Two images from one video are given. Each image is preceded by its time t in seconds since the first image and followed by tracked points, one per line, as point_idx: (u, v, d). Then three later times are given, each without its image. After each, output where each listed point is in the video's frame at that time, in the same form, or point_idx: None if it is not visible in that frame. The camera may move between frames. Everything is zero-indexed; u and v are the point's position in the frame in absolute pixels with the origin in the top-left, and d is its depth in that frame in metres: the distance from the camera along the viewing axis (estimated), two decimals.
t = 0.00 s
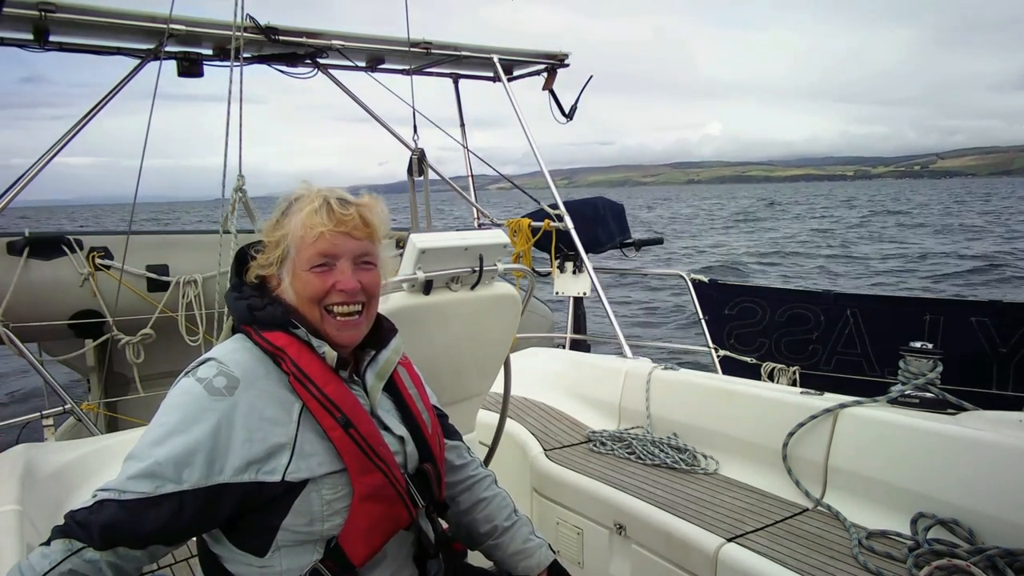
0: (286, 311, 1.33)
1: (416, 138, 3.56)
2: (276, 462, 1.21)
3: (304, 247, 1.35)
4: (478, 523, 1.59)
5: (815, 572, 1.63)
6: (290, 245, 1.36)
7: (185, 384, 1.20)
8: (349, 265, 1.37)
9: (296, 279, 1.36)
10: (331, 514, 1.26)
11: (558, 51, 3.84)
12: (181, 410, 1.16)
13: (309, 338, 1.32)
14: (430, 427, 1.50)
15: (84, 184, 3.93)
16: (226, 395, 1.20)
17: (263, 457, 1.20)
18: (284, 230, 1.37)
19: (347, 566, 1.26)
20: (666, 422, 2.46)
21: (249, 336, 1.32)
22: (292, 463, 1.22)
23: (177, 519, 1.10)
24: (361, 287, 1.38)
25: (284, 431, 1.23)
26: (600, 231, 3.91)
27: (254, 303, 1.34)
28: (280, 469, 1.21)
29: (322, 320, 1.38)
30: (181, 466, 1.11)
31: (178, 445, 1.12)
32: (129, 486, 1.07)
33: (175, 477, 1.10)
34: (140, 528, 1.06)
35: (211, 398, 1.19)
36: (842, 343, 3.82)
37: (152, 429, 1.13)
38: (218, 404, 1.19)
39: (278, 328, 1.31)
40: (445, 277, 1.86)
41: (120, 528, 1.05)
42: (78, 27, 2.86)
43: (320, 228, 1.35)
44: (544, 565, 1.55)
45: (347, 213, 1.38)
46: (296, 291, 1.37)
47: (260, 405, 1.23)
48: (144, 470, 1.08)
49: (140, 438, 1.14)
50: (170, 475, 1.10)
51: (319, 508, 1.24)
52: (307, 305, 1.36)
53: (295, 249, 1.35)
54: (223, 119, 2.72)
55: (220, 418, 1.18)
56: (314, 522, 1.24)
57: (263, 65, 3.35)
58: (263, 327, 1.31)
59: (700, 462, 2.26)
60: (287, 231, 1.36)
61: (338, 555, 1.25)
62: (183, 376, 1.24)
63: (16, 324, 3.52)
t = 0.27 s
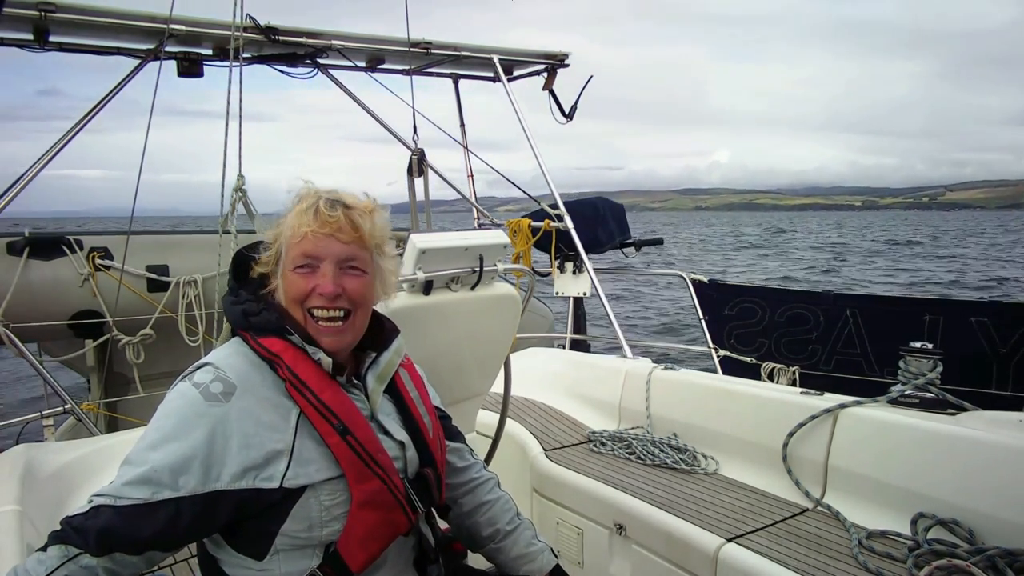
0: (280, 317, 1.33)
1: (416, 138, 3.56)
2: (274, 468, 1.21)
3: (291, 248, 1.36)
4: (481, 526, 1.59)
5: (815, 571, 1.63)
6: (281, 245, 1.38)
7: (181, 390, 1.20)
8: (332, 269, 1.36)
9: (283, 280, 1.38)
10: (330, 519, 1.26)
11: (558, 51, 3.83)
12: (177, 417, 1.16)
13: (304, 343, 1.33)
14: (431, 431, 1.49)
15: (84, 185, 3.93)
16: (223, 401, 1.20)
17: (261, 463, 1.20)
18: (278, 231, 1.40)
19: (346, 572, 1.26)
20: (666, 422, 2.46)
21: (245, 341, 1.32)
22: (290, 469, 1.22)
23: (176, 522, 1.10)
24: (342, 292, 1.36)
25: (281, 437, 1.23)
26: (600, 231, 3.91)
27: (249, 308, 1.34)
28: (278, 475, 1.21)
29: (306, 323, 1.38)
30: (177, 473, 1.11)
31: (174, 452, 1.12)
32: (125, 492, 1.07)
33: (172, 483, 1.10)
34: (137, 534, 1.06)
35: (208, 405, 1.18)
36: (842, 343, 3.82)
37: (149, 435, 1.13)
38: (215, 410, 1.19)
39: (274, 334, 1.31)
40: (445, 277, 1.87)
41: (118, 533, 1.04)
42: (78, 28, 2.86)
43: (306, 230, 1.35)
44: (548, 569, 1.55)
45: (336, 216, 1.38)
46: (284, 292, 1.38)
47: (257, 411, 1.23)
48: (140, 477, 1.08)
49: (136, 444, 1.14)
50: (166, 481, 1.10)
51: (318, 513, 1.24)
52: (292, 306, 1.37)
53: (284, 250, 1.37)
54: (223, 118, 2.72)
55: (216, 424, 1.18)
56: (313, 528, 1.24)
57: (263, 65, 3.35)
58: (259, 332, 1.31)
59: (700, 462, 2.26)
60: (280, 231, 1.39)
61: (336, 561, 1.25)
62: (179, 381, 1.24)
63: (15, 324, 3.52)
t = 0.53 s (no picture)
0: (282, 319, 1.33)
1: (416, 138, 3.56)
2: (275, 471, 1.21)
3: (297, 250, 1.37)
4: (482, 527, 1.59)
5: (815, 572, 1.63)
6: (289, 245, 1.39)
7: (182, 392, 1.20)
8: (338, 272, 1.37)
9: (289, 280, 1.38)
10: (332, 522, 1.26)
11: (558, 51, 3.83)
12: (178, 419, 1.15)
13: (306, 346, 1.33)
14: (433, 433, 1.50)
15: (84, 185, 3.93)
16: (224, 403, 1.20)
17: (262, 466, 1.20)
18: (286, 230, 1.40)
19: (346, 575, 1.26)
20: (667, 422, 2.46)
21: (247, 343, 1.32)
22: (291, 472, 1.22)
23: (176, 524, 1.10)
24: (347, 296, 1.36)
25: (282, 439, 1.23)
26: (600, 231, 3.91)
27: (250, 310, 1.35)
28: (280, 478, 1.21)
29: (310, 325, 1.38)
30: (178, 475, 1.11)
31: (175, 454, 1.11)
32: (126, 495, 1.06)
33: (172, 486, 1.10)
34: (138, 536, 1.06)
35: (209, 407, 1.18)
36: (842, 343, 3.82)
37: (149, 437, 1.13)
38: (216, 412, 1.19)
39: (275, 336, 1.31)
40: (445, 277, 1.87)
41: (118, 535, 1.04)
42: (78, 27, 2.86)
43: (313, 231, 1.35)
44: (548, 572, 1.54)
45: (344, 218, 1.38)
46: (289, 292, 1.38)
47: (258, 414, 1.23)
48: (140, 480, 1.08)
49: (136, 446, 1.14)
50: (167, 484, 1.09)
51: (318, 515, 1.25)
52: (295, 307, 1.37)
53: (291, 251, 1.37)
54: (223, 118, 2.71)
55: (217, 426, 1.17)
56: (313, 530, 1.24)
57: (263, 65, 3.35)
58: (260, 334, 1.32)
59: (700, 462, 2.26)
60: (288, 231, 1.39)
61: (337, 563, 1.25)
62: (180, 383, 1.24)
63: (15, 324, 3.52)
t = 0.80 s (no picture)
0: (282, 320, 1.33)
1: (416, 138, 3.56)
2: (275, 471, 1.21)
3: (297, 250, 1.37)
4: (482, 528, 1.59)
5: (815, 571, 1.63)
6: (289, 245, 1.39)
7: (181, 392, 1.20)
8: (339, 272, 1.37)
9: (290, 280, 1.38)
10: (331, 522, 1.26)
11: (558, 51, 3.83)
12: (177, 419, 1.15)
13: (306, 346, 1.33)
14: (432, 433, 1.49)
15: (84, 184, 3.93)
16: (223, 404, 1.20)
17: (262, 466, 1.20)
18: (287, 230, 1.40)
19: None
20: (667, 422, 2.46)
21: (246, 344, 1.33)
22: (290, 472, 1.22)
23: (176, 524, 1.09)
24: (347, 296, 1.36)
25: (282, 440, 1.23)
26: (600, 231, 3.91)
27: (250, 311, 1.35)
28: (279, 479, 1.21)
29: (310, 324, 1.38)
30: (177, 476, 1.11)
31: (174, 455, 1.11)
32: (126, 496, 1.06)
33: (172, 486, 1.10)
34: (137, 537, 1.05)
35: (209, 408, 1.18)
36: (842, 343, 3.82)
37: (148, 438, 1.13)
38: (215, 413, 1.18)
39: (275, 337, 1.31)
40: (445, 277, 1.87)
41: (117, 536, 1.04)
42: (78, 28, 2.86)
43: (314, 231, 1.35)
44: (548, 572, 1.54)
45: (345, 218, 1.38)
46: (289, 292, 1.38)
47: (257, 414, 1.23)
48: (140, 480, 1.08)
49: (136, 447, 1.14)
50: (167, 485, 1.09)
51: (318, 516, 1.25)
52: (296, 307, 1.37)
53: (292, 250, 1.37)
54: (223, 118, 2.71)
55: (217, 426, 1.17)
56: (313, 530, 1.24)
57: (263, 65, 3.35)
58: (260, 335, 1.32)
59: (700, 462, 2.26)
60: (289, 231, 1.39)
61: (335, 563, 1.25)
62: (179, 384, 1.24)
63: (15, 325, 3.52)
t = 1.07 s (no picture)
0: (282, 319, 1.33)
1: (416, 138, 3.56)
2: (274, 470, 1.21)
3: (299, 249, 1.37)
4: (481, 527, 1.59)
5: (815, 572, 1.63)
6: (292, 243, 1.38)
7: (181, 391, 1.20)
8: (341, 271, 1.37)
9: (292, 279, 1.38)
10: (331, 520, 1.26)
11: (558, 51, 3.83)
12: (177, 418, 1.15)
13: (306, 345, 1.33)
14: (432, 432, 1.50)
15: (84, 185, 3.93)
16: (223, 403, 1.20)
17: (262, 465, 1.20)
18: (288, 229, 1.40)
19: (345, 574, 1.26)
20: (666, 422, 2.47)
21: (247, 343, 1.33)
22: (290, 471, 1.22)
23: (176, 523, 1.09)
24: (349, 295, 1.37)
25: (282, 439, 1.23)
26: (600, 231, 3.91)
27: (250, 310, 1.35)
28: (279, 477, 1.21)
29: (312, 323, 1.38)
30: (178, 475, 1.10)
31: (175, 453, 1.11)
32: (126, 494, 1.06)
33: (172, 485, 1.10)
34: (137, 536, 1.05)
35: (209, 407, 1.18)
36: (842, 343, 3.83)
37: (148, 437, 1.13)
38: (215, 412, 1.18)
39: (275, 336, 1.32)
40: (445, 277, 1.87)
41: (117, 536, 1.04)
42: (78, 28, 2.86)
43: (316, 229, 1.36)
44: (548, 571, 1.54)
45: (347, 217, 1.38)
46: (292, 291, 1.38)
47: (257, 413, 1.23)
48: (140, 479, 1.08)
49: (136, 446, 1.14)
50: (167, 483, 1.09)
51: (318, 514, 1.25)
52: (298, 306, 1.38)
53: (294, 249, 1.37)
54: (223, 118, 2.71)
55: (217, 426, 1.17)
56: (313, 529, 1.24)
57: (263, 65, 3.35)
58: (260, 334, 1.32)
59: (700, 462, 2.26)
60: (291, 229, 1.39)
61: (335, 562, 1.25)
62: (179, 383, 1.24)
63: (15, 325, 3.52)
